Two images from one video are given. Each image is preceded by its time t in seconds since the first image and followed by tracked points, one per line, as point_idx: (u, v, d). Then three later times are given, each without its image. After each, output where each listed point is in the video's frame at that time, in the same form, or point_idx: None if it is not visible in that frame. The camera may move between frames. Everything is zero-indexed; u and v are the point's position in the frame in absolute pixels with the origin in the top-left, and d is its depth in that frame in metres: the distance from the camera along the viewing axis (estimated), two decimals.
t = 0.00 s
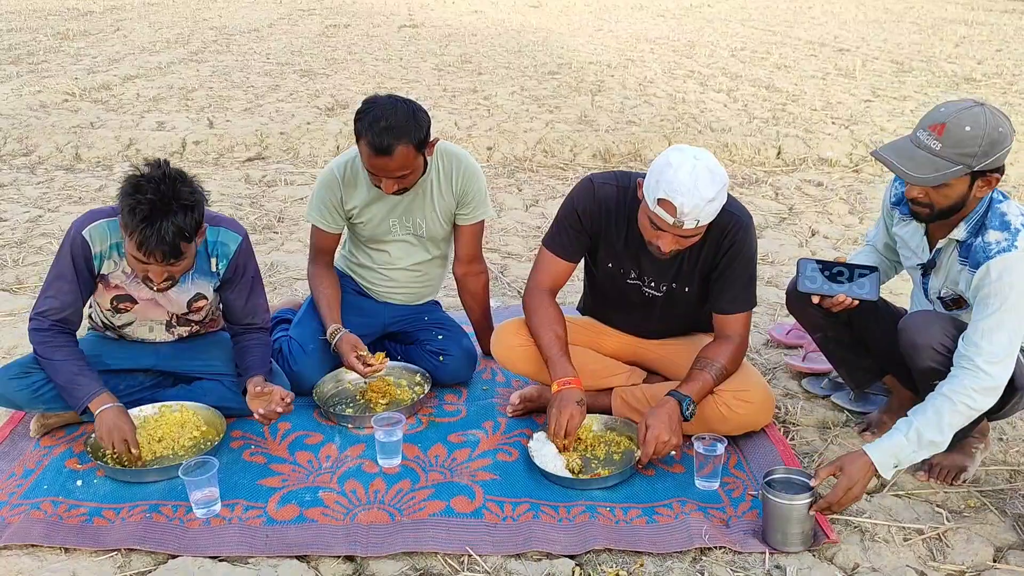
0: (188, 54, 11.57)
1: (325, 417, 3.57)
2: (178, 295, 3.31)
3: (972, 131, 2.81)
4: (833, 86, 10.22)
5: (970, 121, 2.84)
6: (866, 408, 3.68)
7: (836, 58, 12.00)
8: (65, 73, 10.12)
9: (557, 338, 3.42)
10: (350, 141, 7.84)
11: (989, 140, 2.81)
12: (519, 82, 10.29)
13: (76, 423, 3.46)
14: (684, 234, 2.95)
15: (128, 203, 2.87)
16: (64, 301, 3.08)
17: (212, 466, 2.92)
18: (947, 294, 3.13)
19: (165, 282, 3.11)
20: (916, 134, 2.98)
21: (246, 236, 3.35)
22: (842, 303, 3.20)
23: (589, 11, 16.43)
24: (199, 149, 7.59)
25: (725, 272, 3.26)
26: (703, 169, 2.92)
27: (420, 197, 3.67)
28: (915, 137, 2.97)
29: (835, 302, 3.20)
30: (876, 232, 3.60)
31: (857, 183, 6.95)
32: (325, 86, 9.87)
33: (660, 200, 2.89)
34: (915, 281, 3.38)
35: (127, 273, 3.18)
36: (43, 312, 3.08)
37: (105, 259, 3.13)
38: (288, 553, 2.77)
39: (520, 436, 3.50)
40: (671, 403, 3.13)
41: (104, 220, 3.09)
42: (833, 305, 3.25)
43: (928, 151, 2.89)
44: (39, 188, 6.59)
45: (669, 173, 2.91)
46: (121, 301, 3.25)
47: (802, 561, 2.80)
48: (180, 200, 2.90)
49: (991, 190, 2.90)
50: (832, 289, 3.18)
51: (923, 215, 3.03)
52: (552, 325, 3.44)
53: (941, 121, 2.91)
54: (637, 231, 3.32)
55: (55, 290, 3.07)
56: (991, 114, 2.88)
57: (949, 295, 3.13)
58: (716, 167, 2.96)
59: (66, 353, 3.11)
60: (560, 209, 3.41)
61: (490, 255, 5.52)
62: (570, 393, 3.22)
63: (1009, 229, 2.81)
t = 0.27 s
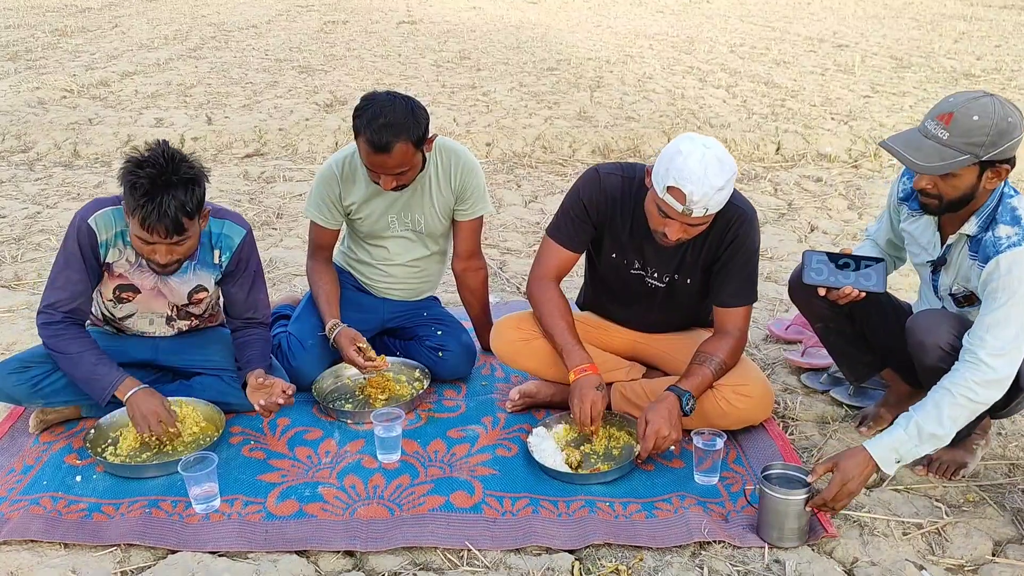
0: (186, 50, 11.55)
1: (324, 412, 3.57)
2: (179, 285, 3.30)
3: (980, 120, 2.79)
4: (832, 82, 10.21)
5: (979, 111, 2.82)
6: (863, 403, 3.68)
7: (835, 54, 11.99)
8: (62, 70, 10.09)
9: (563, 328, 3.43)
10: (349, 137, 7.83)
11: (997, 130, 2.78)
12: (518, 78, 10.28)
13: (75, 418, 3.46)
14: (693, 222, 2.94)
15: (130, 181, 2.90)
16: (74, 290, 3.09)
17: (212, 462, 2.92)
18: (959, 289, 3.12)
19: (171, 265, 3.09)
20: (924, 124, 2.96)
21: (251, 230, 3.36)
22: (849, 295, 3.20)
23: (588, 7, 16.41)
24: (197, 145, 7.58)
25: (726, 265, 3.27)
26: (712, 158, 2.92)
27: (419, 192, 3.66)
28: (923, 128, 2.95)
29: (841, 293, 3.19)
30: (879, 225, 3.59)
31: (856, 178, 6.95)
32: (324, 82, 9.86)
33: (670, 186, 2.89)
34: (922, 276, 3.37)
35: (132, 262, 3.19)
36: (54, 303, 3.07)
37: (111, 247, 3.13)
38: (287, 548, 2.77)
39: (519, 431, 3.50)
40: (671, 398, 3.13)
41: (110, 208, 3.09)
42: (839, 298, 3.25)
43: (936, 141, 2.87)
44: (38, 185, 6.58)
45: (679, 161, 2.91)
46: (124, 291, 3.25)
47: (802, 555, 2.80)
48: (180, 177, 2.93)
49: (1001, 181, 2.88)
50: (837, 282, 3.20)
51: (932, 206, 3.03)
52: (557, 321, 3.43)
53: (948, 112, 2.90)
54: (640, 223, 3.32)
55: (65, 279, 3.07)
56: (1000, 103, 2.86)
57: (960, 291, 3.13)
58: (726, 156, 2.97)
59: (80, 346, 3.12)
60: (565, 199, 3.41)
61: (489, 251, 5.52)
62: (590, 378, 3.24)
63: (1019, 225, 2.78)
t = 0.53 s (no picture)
0: (184, 47, 11.53)
1: (322, 408, 3.57)
2: (177, 278, 3.30)
3: (970, 109, 2.86)
4: (831, 78, 10.21)
5: (969, 100, 2.88)
6: (862, 399, 3.69)
7: (833, 51, 11.98)
8: (60, 67, 10.07)
9: (566, 324, 3.44)
10: (347, 134, 7.82)
11: (988, 119, 2.84)
12: (517, 75, 10.27)
13: (73, 415, 3.46)
14: (695, 219, 2.94)
15: (126, 170, 2.89)
16: (75, 283, 3.09)
17: (210, 458, 2.92)
18: (961, 276, 3.15)
19: (167, 255, 3.10)
20: (916, 115, 3.03)
21: (249, 226, 3.38)
22: (850, 286, 3.20)
23: (586, 4, 16.39)
24: (195, 141, 7.57)
25: (725, 261, 3.26)
26: (716, 154, 2.92)
27: (418, 188, 3.65)
28: (916, 118, 3.02)
29: (843, 285, 3.20)
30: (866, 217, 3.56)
31: (854, 174, 6.95)
32: (322, 79, 9.85)
33: (673, 184, 2.89)
34: (920, 269, 3.34)
35: (131, 254, 3.19)
36: (54, 297, 3.07)
37: (110, 239, 3.14)
38: (285, 544, 2.77)
39: (517, 427, 3.50)
40: (668, 393, 3.13)
41: (109, 200, 3.11)
42: (839, 289, 3.25)
43: (928, 131, 2.93)
44: (35, 182, 6.57)
45: (683, 158, 2.90)
46: (123, 284, 3.25)
47: (800, 549, 2.80)
48: (178, 167, 2.93)
49: (994, 168, 2.93)
50: (840, 273, 3.19)
51: (927, 195, 3.07)
52: (563, 319, 3.44)
53: (940, 101, 2.95)
54: (639, 218, 3.32)
55: (66, 272, 3.07)
56: (991, 92, 2.91)
57: (962, 276, 3.14)
58: (729, 152, 2.97)
59: (81, 338, 3.12)
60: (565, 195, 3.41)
61: (487, 248, 5.52)
62: (588, 376, 3.24)
63: None
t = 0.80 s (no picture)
0: (181, 46, 11.50)
1: (320, 407, 3.57)
2: (173, 275, 3.29)
3: (948, 97, 2.90)
4: (829, 76, 10.20)
5: (947, 87, 2.93)
6: (861, 397, 3.69)
7: (832, 48, 11.98)
8: (57, 65, 10.05)
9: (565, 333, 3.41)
10: (345, 132, 7.81)
11: (966, 105, 2.89)
12: (515, 73, 10.25)
13: (70, 413, 3.45)
14: (685, 216, 2.94)
15: (124, 171, 2.88)
16: (69, 282, 3.09)
17: (207, 456, 2.91)
18: (955, 252, 3.15)
19: (167, 251, 3.10)
20: (896, 103, 3.06)
21: (245, 222, 3.37)
22: (851, 288, 3.18)
23: (585, 2, 16.36)
24: (193, 140, 7.55)
25: (722, 258, 3.26)
26: (705, 151, 2.91)
27: (416, 184, 3.64)
28: (895, 107, 3.05)
29: (844, 286, 3.17)
30: (834, 216, 3.51)
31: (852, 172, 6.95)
32: (320, 77, 9.83)
33: (662, 182, 2.88)
34: (902, 258, 3.34)
35: (124, 251, 3.18)
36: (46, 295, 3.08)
37: (102, 237, 3.12)
38: (283, 543, 2.77)
39: (515, 424, 3.49)
40: (667, 391, 3.13)
41: (101, 199, 3.10)
42: (840, 292, 3.22)
43: (909, 120, 2.97)
44: (33, 180, 6.55)
45: (670, 155, 2.90)
46: (118, 282, 3.24)
47: (798, 547, 2.79)
48: (174, 164, 2.92)
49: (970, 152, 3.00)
50: (840, 276, 3.18)
51: (908, 181, 3.10)
52: (559, 319, 3.43)
53: (918, 90, 3.00)
54: (637, 215, 3.31)
55: (59, 272, 3.07)
56: (967, 79, 2.96)
57: (955, 254, 3.15)
58: (717, 147, 2.95)
59: (77, 336, 3.13)
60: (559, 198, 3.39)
61: (485, 245, 5.51)
62: (582, 389, 3.21)
63: (1009, 167, 3.01)
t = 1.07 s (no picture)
0: (180, 45, 11.49)
1: (319, 406, 3.57)
2: (169, 276, 3.29)
3: (948, 88, 2.91)
4: (828, 75, 10.21)
5: (944, 79, 2.94)
6: (860, 396, 3.69)
7: (831, 48, 11.98)
8: (56, 65, 10.04)
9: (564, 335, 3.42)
10: (344, 131, 7.81)
11: (965, 95, 2.91)
12: (514, 72, 10.25)
13: (69, 413, 3.45)
14: (674, 216, 2.94)
15: (121, 179, 2.86)
16: (60, 288, 3.10)
17: (207, 455, 2.91)
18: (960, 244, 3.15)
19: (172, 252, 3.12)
20: (893, 99, 3.05)
21: (242, 223, 3.35)
22: (848, 295, 3.17)
23: (584, 2, 16.36)
24: (192, 139, 7.54)
25: (719, 258, 3.26)
26: (689, 152, 2.90)
27: (414, 184, 3.64)
28: (893, 102, 3.04)
29: (841, 293, 3.15)
30: (827, 221, 3.45)
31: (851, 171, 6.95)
32: (319, 77, 9.83)
33: (647, 182, 2.88)
34: (902, 255, 3.32)
35: (118, 255, 3.17)
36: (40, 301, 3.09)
37: (94, 242, 3.12)
38: (282, 542, 2.76)
39: (515, 424, 3.49)
40: (666, 391, 3.13)
41: (92, 203, 3.09)
42: (837, 300, 3.20)
43: (910, 112, 2.96)
44: (32, 180, 6.55)
45: (655, 157, 2.90)
46: (114, 285, 3.24)
47: (797, 546, 2.80)
48: (169, 166, 2.92)
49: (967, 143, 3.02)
50: (836, 284, 3.17)
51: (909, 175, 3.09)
52: (557, 320, 3.43)
53: (915, 84, 3.00)
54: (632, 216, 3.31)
55: (51, 278, 3.08)
56: (959, 70, 2.99)
57: (960, 245, 3.15)
58: (703, 147, 2.95)
59: (68, 340, 3.14)
60: (554, 201, 3.40)
61: (484, 244, 5.51)
62: (585, 385, 3.21)
63: (1004, 153, 3.03)
